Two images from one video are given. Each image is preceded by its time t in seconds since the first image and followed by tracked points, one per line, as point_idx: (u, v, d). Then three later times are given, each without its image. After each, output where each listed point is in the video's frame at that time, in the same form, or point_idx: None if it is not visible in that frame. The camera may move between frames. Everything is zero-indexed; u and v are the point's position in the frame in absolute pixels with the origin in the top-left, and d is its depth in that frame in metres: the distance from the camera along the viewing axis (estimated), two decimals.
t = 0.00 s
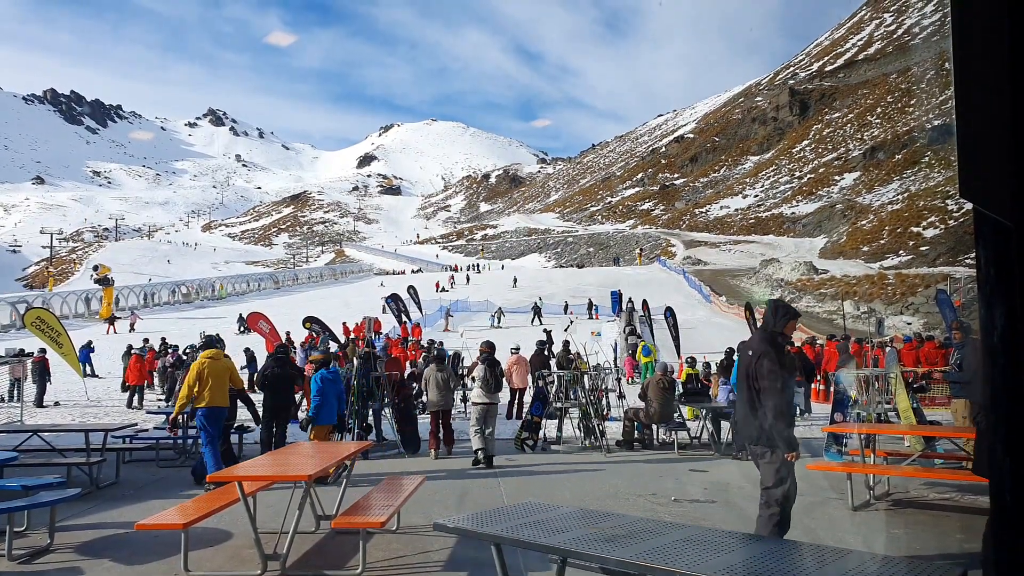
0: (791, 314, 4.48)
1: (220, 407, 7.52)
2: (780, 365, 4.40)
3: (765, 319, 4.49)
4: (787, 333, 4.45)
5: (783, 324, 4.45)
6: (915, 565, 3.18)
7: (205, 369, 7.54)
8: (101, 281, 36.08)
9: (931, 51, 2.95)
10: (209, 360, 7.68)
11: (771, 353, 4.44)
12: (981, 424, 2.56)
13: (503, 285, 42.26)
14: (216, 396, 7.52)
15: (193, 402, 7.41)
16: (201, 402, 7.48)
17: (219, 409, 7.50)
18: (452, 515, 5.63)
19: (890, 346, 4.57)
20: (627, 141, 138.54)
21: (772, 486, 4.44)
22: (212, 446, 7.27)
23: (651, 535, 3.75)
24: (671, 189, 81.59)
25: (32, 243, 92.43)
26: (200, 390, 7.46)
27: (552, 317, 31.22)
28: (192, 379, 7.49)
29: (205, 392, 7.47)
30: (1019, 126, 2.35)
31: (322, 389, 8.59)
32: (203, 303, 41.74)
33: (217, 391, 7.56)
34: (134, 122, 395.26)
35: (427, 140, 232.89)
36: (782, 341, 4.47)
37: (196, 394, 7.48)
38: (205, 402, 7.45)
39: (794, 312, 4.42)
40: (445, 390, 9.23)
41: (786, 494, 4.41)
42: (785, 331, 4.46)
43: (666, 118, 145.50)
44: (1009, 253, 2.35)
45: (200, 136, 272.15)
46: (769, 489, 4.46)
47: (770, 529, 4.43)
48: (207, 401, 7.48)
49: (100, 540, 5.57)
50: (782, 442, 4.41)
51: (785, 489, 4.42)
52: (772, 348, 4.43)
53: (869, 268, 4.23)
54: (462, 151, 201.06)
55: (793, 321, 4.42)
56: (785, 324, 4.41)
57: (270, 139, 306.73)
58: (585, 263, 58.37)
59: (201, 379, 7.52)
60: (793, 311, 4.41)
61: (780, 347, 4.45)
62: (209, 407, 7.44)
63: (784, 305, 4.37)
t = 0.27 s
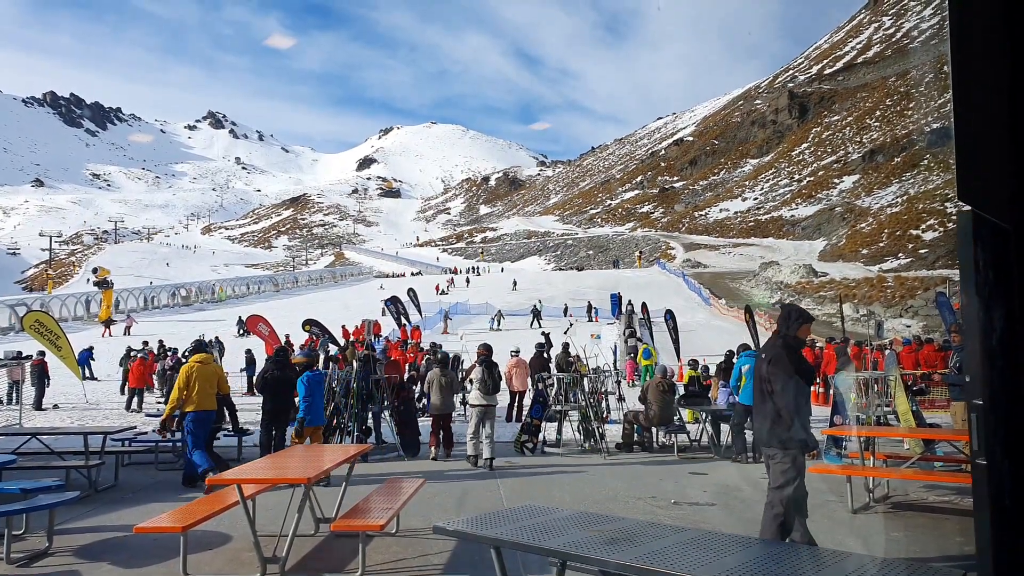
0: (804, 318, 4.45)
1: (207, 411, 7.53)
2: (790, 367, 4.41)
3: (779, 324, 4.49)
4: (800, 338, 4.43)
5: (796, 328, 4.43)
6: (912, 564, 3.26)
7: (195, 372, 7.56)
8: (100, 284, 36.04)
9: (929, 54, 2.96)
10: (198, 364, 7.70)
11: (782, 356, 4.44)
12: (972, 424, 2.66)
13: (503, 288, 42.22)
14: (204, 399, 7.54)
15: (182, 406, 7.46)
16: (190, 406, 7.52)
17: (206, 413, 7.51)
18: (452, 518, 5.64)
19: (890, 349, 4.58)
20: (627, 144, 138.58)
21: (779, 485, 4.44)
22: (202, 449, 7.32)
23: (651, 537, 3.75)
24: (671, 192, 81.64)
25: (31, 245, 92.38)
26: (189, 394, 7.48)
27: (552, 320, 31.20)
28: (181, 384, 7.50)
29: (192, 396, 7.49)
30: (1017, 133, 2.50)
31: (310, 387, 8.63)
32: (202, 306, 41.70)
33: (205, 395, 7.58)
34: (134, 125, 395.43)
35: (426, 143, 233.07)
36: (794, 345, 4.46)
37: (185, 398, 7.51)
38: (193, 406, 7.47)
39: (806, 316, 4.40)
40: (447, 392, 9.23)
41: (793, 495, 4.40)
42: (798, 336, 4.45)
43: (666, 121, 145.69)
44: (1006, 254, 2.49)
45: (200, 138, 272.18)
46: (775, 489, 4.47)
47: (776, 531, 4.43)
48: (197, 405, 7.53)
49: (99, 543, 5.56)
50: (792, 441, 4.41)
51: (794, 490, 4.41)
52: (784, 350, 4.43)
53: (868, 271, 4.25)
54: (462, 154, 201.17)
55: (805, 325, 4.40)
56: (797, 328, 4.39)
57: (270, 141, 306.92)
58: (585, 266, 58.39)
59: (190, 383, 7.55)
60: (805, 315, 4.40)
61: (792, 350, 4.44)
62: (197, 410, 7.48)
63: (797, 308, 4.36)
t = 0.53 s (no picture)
0: (815, 319, 4.40)
1: (199, 410, 7.70)
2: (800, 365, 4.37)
3: (789, 326, 4.45)
4: (809, 340, 4.38)
5: (805, 329, 4.39)
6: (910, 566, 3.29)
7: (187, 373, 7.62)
8: (100, 288, 36.03)
9: (927, 59, 2.97)
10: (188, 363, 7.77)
11: (792, 356, 4.40)
12: (964, 426, 2.72)
13: (503, 292, 42.23)
14: (195, 398, 7.68)
15: (174, 405, 7.53)
16: (180, 404, 7.59)
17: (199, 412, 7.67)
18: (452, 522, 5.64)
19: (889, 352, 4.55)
20: (626, 148, 138.81)
21: (793, 486, 4.37)
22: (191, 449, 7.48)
23: (651, 541, 3.75)
24: (670, 196, 81.79)
25: (31, 249, 92.37)
26: (181, 394, 7.56)
27: (551, 324, 31.22)
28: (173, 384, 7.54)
29: (185, 396, 7.61)
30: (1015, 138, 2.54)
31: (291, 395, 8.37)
32: (202, 310, 41.70)
33: (195, 395, 7.68)
34: (134, 129, 395.71)
35: (426, 146, 233.40)
36: (805, 346, 4.40)
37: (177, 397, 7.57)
38: (186, 406, 7.59)
39: (815, 318, 4.36)
40: (449, 395, 9.30)
41: (809, 495, 4.30)
42: (809, 337, 4.39)
43: (665, 125, 146.03)
44: (1005, 258, 2.53)
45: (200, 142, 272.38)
46: (790, 491, 4.39)
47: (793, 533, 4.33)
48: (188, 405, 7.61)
49: (96, 548, 5.55)
50: (802, 437, 4.34)
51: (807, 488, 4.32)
52: (793, 350, 4.39)
53: (867, 275, 4.23)
54: (461, 157, 201.43)
55: (817, 326, 4.34)
56: (807, 328, 4.35)
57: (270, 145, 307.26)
58: (585, 270, 58.46)
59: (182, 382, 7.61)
60: (814, 316, 4.35)
61: (801, 351, 4.39)
62: (188, 410, 7.58)
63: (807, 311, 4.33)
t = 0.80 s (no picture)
0: (824, 319, 4.23)
1: (193, 413, 7.70)
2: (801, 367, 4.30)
3: (798, 327, 4.35)
4: (817, 340, 4.24)
5: (813, 330, 4.25)
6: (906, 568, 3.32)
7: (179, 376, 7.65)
8: (98, 291, 35.99)
9: (925, 63, 2.97)
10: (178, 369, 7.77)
11: (797, 358, 4.33)
12: (958, 433, 2.67)
13: (503, 295, 42.28)
14: (187, 402, 7.70)
15: (168, 409, 7.55)
16: (174, 409, 7.62)
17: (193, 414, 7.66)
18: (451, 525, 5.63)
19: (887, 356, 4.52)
20: (625, 151, 139.03)
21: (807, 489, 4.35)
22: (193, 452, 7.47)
23: (651, 544, 3.75)
24: (669, 200, 81.91)
25: (29, 252, 92.33)
26: (175, 398, 7.58)
27: (550, 327, 31.25)
28: (166, 389, 7.56)
29: (179, 400, 7.63)
30: (1007, 143, 2.62)
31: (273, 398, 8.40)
32: (200, 313, 41.69)
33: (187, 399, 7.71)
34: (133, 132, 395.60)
35: (425, 150, 233.69)
36: (814, 346, 4.28)
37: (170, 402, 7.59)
38: (179, 410, 7.61)
39: (824, 318, 4.20)
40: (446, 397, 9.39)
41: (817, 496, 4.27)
42: (817, 337, 4.25)
43: (664, 129, 146.41)
44: (1000, 259, 2.59)
45: (199, 145, 272.37)
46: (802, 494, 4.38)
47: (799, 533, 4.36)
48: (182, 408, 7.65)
49: (95, 552, 5.55)
50: (802, 438, 4.31)
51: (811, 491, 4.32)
52: (798, 353, 4.32)
53: (865, 279, 4.21)
54: (460, 161, 201.61)
55: (824, 327, 4.19)
56: (814, 329, 4.21)
57: (269, 149, 307.46)
58: (584, 273, 58.53)
59: (176, 387, 7.62)
60: (823, 317, 4.20)
61: (808, 353, 4.30)
62: (182, 413, 7.61)
63: (815, 312, 4.18)
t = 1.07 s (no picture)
0: (835, 325, 4.13)
1: (183, 418, 7.78)
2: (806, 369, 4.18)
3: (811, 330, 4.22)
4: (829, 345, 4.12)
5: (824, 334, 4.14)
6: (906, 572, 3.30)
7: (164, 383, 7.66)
8: (97, 294, 36.01)
9: (923, 67, 2.98)
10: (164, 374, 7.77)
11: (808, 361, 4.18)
12: (957, 435, 2.72)
13: (502, 298, 42.33)
14: (175, 407, 7.75)
15: (158, 416, 7.62)
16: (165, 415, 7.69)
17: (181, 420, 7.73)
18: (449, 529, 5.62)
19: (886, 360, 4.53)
20: (624, 155, 139.20)
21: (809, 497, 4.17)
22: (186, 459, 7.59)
23: (650, 549, 3.75)
24: (668, 204, 82.12)
25: (28, 256, 92.34)
26: (164, 404, 7.62)
27: (549, 331, 31.29)
28: (154, 396, 7.56)
29: (167, 406, 7.68)
30: (1007, 144, 2.57)
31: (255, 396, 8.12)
32: (199, 316, 41.69)
33: (175, 404, 7.75)
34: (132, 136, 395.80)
35: (424, 153, 234.08)
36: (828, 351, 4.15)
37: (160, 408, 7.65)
38: (169, 416, 7.67)
39: (836, 324, 4.10)
40: (440, 398, 9.62)
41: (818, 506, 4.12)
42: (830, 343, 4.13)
43: (662, 133, 146.78)
44: (999, 260, 2.55)
45: (198, 149, 272.62)
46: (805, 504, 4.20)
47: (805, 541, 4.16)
48: (173, 414, 7.72)
49: (92, 557, 5.52)
50: (800, 440, 4.15)
51: (814, 499, 4.14)
52: (809, 356, 4.16)
53: (865, 283, 4.25)
54: (460, 164, 201.98)
55: (835, 332, 4.09)
56: (826, 334, 4.10)
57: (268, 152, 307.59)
58: (582, 277, 58.66)
59: (164, 394, 7.67)
60: (835, 322, 4.12)
61: (817, 356, 4.16)
62: (173, 419, 7.68)
63: (828, 317, 4.07)
